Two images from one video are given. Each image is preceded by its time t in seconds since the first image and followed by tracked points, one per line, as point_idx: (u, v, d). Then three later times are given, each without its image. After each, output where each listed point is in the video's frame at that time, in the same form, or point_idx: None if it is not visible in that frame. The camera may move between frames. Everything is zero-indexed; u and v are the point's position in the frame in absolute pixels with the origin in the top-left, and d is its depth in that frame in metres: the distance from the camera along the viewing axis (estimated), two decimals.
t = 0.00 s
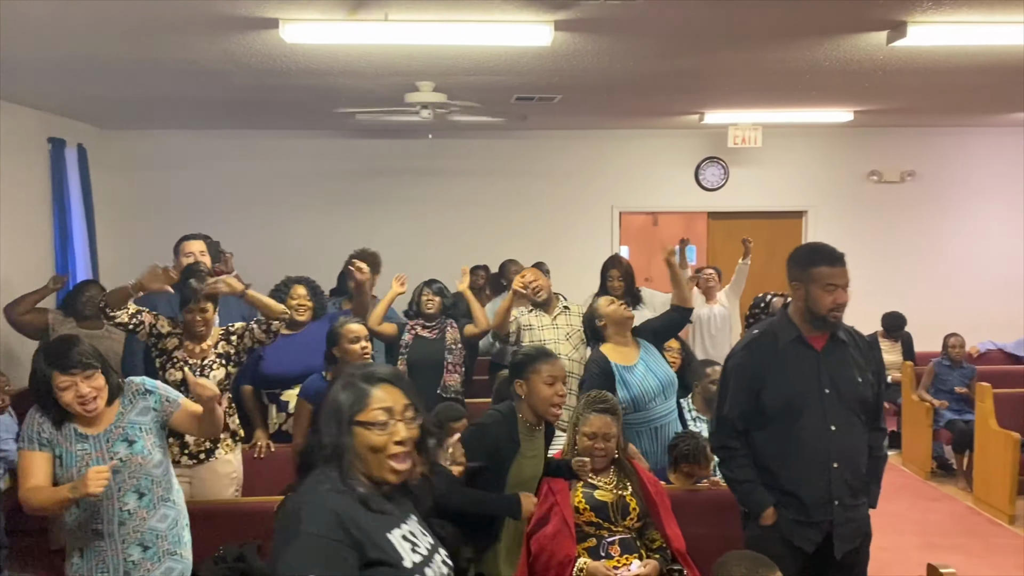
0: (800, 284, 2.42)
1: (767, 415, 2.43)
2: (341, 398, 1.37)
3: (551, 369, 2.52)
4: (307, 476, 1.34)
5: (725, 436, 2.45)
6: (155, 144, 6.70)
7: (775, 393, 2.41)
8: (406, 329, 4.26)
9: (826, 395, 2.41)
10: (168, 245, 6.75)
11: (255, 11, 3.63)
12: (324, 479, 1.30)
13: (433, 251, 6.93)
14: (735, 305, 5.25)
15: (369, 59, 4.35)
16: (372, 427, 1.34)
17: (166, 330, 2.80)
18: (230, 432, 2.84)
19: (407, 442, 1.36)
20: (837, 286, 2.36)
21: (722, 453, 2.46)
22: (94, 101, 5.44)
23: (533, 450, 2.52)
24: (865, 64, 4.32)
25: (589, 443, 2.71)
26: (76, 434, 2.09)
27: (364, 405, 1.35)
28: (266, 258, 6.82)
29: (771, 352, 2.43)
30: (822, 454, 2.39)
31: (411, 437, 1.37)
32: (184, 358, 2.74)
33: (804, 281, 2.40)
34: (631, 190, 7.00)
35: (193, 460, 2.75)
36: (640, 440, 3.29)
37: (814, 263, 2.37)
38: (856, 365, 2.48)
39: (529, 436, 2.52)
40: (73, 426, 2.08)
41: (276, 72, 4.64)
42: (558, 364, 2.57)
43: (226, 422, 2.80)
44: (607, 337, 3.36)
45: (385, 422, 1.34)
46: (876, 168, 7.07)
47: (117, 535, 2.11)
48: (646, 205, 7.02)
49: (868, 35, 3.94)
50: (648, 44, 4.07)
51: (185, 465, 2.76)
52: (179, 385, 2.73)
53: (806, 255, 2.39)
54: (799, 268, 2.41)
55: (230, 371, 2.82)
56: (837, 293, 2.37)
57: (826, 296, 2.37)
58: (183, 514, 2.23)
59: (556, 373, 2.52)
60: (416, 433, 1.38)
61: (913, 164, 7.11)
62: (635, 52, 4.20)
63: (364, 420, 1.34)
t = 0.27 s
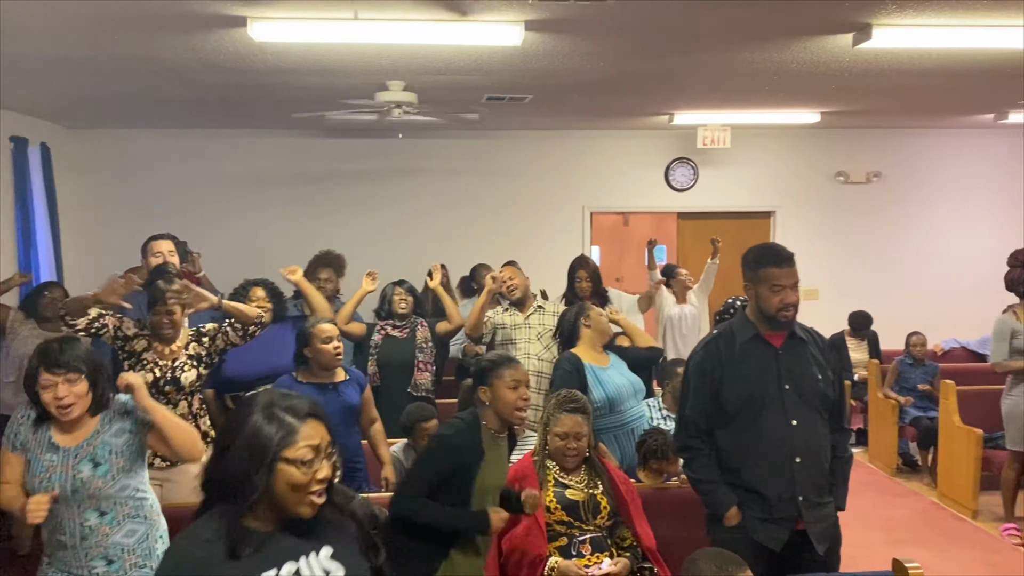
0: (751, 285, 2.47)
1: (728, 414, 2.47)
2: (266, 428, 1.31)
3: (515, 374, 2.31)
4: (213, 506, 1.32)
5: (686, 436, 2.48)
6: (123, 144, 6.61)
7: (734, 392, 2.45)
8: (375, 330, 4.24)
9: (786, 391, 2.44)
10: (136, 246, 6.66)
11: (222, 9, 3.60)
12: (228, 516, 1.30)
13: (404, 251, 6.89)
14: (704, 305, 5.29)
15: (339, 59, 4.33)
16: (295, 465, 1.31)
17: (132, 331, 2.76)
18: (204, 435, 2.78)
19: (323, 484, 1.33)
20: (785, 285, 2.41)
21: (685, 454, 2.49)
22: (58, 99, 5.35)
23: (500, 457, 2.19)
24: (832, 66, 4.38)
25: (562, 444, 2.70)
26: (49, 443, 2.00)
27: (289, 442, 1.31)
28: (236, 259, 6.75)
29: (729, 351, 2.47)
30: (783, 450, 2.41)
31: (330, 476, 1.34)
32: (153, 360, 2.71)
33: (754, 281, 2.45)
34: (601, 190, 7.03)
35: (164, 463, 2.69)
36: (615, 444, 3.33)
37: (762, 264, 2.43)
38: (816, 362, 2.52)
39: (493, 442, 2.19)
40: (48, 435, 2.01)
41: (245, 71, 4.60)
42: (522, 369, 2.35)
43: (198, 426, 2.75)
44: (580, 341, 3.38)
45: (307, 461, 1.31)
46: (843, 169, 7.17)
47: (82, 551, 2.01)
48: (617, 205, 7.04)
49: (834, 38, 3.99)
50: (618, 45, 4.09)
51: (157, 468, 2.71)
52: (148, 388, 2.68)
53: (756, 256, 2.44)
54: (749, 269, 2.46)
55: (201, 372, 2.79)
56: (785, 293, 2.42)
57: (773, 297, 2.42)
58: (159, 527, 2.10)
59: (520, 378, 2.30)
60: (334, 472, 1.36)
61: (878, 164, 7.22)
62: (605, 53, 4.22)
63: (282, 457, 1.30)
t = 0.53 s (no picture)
0: (720, 285, 2.48)
1: (690, 411, 2.49)
2: (269, 430, 1.33)
3: (439, 370, 2.33)
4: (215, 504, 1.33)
5: (650, 433, 2.51)
6: (87, 142, 6.50)
7: (696, 390, 2.47)
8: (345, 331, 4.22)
9: (748, 390, 2.46)
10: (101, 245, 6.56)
11: (186, 5, 3.55)
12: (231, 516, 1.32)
13: (374, 252, 6.86)
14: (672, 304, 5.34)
15: (306, 56, 4.29)
16: (297, 467, 1.34)
17: (91, 339, 2.64)
18: (167, 438, 2.74)
19: (324, 485, 1.37)
20: (751, 288, 2.41)
21: (647, 450, 2.52)
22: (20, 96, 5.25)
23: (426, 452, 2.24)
24: (797, 68, 4.42)
25: (534, 445, 2.70)
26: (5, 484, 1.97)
27: (292, 443, 1.33)
28: (203, 259, 6.68)
29: (692, 350, 2.49)
30: (743, 448, 2.43)
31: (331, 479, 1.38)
32: (114, 370, 2.61)
33: (723, 282, 2.46)
34: (571, 190, 7.05)
35: (128, 468, 2.66)
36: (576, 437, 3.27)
37: (730, 265, 2.43)
38: (781, 363, 2.52)
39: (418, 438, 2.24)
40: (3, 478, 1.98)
41: (211, 68, 4.54)
42: (447, 365, 2.39)
43: (161, 431, 2.72)
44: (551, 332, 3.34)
45: (311, 462, 1.34)
46: (808, 170, 7.26)
47: None
48: (587, 205, 7.07)
49: (799, 39, 4.04)
50: (587, 44, 4.11)
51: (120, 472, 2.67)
52: (110, 398, 2.60)
53: (725, 257, 2.44)
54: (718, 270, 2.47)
55: (163, 381, 2.72)
56: (751, 296, 2.42)
57: (740, 298, 2.43)
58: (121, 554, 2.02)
59: (445, 373, 2.33)
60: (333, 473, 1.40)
61: (843, 165, 7.32)
62: (573, 52, 4.23)
63: (287, 458, 1.33)
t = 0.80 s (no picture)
0: (690, 283, 2.50)
1: (662, 410, 2.51)
2: (288, 413, 1.38)
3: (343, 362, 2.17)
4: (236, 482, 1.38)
5: (622, 430, 2.54)
6: (49, 141, 6.39)
7: (668, 388, 2.49)
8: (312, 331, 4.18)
9: (718, 388, 2.48)
10: (64, 246, 6.45)
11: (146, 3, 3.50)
12: (245, 494, 1.35)
13: (342, 253, 6.81)
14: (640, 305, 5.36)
15: (272, 56, 4.25)
16: (310, 451, 1.37)
17: (48, 343, 2.51)
18: (125, 443, 2.67)
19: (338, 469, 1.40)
20: (721, 285, 2.44)
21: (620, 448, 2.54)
22: None
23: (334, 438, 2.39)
24: (762, 70, 4.46)
25: (504, 447, 2.69)
26: None
27: (307, 427, 1.37)
28: (170, 260, 6.60)
29: (664, 348, 2.51)
30: (714, 446, 2.45)
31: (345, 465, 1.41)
32: (71, 376, 2.50)
33: (693, 280, 2.49)
34: (540, 191, 7.06)
35: (85, 473, 2.60)
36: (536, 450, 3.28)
37: (700, 263, 2.46)
38: (752, 361, 2.54)
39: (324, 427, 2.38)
40: None
41: (175, 67, 4.48)
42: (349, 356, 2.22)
43: (120, 437, 2.63)
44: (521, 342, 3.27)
45: (324, 448, 1.37)
46: (774, 172, 7.34)
47: None
48: (556, 206, 7.08)
49: (763, 42, 4.07)
50: (554, 45, 4.12)
51: (77, 476, 2.61)
52: (67, 403, 2.49)
53: (695, 255, 2.47)
54: (688, 268, 2.50)
55: (123, 386, 2.61)
56: (721, 292, 2.45)
57: (710, 295, 2.46)
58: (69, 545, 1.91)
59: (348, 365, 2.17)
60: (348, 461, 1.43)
61: (808, 167, 7.41)
62: (541, 53, 4.24)
63: (303, 441, 1.37)
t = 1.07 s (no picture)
0: (665, 283, 2.52)
1: (638, 411, 2.51)
2: (207, 400, 1.27)
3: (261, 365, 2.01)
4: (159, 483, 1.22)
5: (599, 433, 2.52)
6: (11, 142, 6.29)
7: (644, 389, 2.49)
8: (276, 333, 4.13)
9: (694, 388, 2.49)
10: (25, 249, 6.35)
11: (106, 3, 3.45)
12: (180, 484, 1.21)
13: (310, 255, 6.76)
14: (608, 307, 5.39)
15: (236, 57, 4.22)
16: (234, 431, 1.25)
17: (7, 338, 2.51)
18: (83, 446, 2.61)
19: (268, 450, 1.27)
20: (697, 283, 2.48)
21: (598, 451, 2.54)
22: None
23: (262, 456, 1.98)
24: (726, 74, 4.50)
25: (470, 451, 2.62)
26: None
27: (227, 407, 1.26)
28: (134, 263, 6.51)
29: (640, 349, 2.52)
30: (690, 446, 2.46)
31: (275, 446, 1.28)
32: (30, 369, 2.50)
33: (668, 279, 2.51)
34: (509, 193, 7.06)
35: (40, 476, 2.54)
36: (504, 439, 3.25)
37: (676, 262, 2.49)
38: (723, 360, 2.57)
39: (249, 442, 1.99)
40: None
41: (137, 68, 4.43)
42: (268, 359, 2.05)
43: (78, 439, 2.58)
44: (482, 336, 3.30)
45: (247, 426, 1.26)
46: (740, 174, 7.41)
47: None
48: (525, 208, 7.09)
49: (727, 46, 4.11)
50: (519, 47, 4.13)
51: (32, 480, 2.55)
52: (23, 397, 2.47)
53: (670, 255, 2.50)
54: (663, 268, 2.51)
55: (83, 382, 2.59)
56: (697, 290, 2.48)
57: (687, 293, 2.48)
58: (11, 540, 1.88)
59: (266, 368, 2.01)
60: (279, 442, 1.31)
61: (774, 170, 7.49)
62: (507, 55, 4.25)
63: (223, 422, 1.25)
